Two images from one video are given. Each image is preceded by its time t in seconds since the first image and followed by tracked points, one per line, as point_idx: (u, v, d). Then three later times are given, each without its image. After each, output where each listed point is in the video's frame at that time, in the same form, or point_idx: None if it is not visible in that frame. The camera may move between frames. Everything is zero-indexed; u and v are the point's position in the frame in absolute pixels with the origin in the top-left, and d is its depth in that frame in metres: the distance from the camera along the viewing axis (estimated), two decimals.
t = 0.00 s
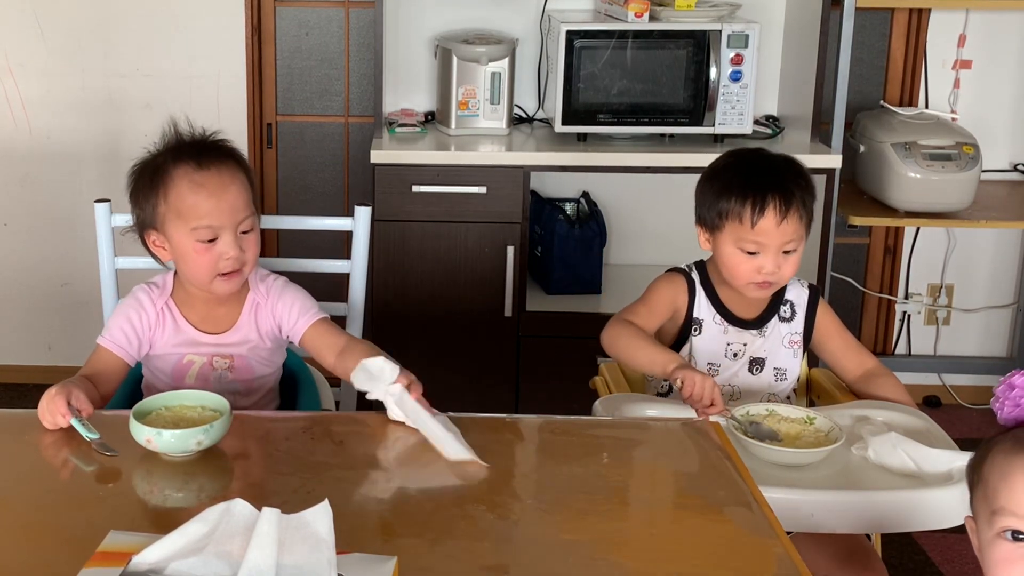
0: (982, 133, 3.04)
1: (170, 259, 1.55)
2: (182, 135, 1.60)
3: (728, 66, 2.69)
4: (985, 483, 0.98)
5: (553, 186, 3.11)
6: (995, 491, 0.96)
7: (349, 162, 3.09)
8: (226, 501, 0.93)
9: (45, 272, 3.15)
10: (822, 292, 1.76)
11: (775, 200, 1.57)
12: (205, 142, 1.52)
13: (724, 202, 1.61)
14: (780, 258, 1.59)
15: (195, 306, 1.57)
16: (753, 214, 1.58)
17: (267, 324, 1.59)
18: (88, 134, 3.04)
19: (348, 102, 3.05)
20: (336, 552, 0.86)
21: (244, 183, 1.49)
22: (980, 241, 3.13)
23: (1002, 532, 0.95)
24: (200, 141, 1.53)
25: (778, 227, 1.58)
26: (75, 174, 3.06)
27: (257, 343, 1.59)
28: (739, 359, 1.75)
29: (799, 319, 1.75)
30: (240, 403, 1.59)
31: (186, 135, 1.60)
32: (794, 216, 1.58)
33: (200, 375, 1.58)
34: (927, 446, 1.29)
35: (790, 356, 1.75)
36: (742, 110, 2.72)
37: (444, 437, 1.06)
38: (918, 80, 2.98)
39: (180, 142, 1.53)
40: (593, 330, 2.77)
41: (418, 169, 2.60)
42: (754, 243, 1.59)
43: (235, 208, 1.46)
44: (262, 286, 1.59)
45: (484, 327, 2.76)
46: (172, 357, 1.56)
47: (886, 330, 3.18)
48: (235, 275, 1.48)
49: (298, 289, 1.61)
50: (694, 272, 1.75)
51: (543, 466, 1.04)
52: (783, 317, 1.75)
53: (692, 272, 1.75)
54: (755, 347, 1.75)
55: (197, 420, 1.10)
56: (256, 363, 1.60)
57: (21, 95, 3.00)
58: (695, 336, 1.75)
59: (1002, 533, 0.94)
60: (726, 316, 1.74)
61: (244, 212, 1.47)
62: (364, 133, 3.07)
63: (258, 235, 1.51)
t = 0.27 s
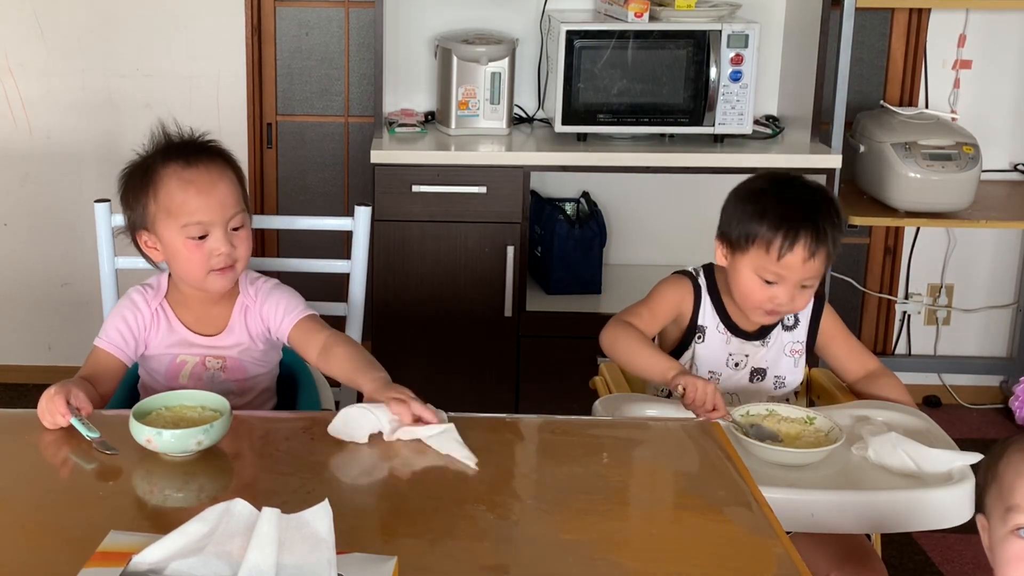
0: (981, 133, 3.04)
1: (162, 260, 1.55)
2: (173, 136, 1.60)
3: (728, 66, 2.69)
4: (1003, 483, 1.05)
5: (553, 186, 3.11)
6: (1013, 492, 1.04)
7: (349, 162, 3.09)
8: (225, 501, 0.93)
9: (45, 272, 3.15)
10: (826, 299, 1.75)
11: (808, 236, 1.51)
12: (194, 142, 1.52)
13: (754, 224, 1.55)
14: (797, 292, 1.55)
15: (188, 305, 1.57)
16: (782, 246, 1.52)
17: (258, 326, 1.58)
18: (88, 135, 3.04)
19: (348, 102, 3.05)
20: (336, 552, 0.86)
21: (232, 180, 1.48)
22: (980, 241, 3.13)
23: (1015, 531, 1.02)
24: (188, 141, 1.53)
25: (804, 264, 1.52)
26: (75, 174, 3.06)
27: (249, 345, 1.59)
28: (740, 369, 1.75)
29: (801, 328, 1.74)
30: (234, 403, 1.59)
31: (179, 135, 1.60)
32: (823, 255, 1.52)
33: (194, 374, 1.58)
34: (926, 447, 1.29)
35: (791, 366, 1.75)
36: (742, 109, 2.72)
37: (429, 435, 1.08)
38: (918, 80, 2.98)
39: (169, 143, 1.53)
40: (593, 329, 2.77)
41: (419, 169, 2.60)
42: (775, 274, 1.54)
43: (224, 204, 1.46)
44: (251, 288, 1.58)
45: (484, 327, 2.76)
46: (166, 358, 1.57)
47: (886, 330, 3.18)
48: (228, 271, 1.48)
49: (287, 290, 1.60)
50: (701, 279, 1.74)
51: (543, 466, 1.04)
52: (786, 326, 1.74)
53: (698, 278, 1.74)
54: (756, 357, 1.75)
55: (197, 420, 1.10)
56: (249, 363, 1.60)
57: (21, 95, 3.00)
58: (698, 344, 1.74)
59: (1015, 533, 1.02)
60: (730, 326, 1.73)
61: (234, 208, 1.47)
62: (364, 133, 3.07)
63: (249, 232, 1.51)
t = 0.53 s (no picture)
0: (982, 134, 3.04)
1: (163, 264, 1.55)
2: (174, 140, 1.60)
3: (728, 66, 2.68)
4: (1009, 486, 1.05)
5: (553, 186, 3.11)
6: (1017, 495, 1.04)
7: (349, 162, 3.09)
8: (225, 501, 0.93)
9: (45, 273, 3.15)
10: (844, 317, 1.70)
11: (836, 290, 1.48)
12: (195, 145, 1.52)
13: (784, 264, 1.51)
14: (812, 337, 1.54)
15: (190, 309, 1.57)
16: (808, 295, 1.49)
17: (259, 331, 1.58)
18: (89, 135, 3.04)
19: (348, 102, 3.05)
20: (336, 552, 0.86)
21: (234, 182, 1.49)
22: (980, 241, 3.13)
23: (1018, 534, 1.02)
24: (188, 143, 1.53)
25: (826, 314, 1.50)
26: (75, 174, 3.07)
27: (250, 350, 1.58)
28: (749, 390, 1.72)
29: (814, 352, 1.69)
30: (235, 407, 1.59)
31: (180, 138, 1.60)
32: (846, 309, 1.50)
33: (195, 379, 1.58)
34: (926, 446, 1.29)
35: (801, 385, 1.72)
36: (742, 110, 2.72)
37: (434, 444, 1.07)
38: (918, 80, 2.98)
39: (170, 145, 1.53)
40: (593, 329, 2.77)
41: (418, 169, 2.60)
42: (794, 318, 1.52)
43: (228, 206, 1.46)
44: (253, 292, 1.58)
45: (484, 327, 2.76)
46: (167, 361, 1.57)
47: (886, 330, 3.18)
48: (232, 274, 1.48)
49: (289, 294, 1.59)
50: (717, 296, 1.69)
51: (543, 466, 1.04)
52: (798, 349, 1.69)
53: (715, 295, 1.69)
54: (765, 378, 1.72)
55: (197, 420, 1.10)
56: (250, 368, 1.59)
57: (21, 95, 3.00)
58: (707, 364, 1.71)
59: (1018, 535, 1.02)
60: (741, 349, 1.69)
61: (237, 210, 1.47)
62: (364, 133, 3.07)
63: (252, 234, 1.51)
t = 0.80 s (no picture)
0: (982, 133, 3.04)
1: (169, 265, 1.55)
2: (183, 140, 1.60)
3: (728, 66, 2.68)
4: (1006, 488, 1.05)
5: (553, 186, 3.11)
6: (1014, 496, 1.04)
7: (349, 162, 3.09)
8: (225, 501, 0.93)
9: (45, 273, 3.15)
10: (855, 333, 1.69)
11: (842, 314, 1.48)
12: (206, 147, 1.53)
13: (795, 282, 1.50)
14: (813, 355, 1.55)
15: (194, 310, 1.57)
16: (813, 316, 1.49)
17: (264, 333, 1.58)
18: (89, 135, 3.04)
19: (348, 102, 3.05)
20: (336, 552, 0.86)
21: (244, 187, 1.49)
22: (980, 241, 3.13)
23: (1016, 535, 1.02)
24: (197, 145, 1.53)
25: (828, 336, 1.50)
26: (75, 174, 3.07)
27: (254, 351, 1.58)
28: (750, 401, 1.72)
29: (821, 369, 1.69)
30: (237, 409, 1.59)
31: (186, 139, 1.60)
32: (850, 333, 1.50)
33: (197, 380, 1.58)
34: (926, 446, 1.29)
35: (804, 400, 1.72)
36: (743, 110, 2.72)
37: (433, 448, 1.07)
38: (918, 80, 2.98)
39: (180, 146, 1.53)
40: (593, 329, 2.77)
41: (418, 169, 2.60)
42: (797, 336, 1.53)
43: (237, 209, 1.47)
44: (258, 294, 1.58)
45: (484, 327, 2.76)
46: (170, 362, 1.56)
47: (886, 330, 3.18)
48: (240, 279, 1.48)
49: (294, 296, 1.60)
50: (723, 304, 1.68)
51: (543, 466, 1.04)
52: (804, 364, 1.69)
53: (722, 302, 1.68)
54: (769, 391, 1.72)
55: (197, 420, 1.10)
56: (254, 369, 1.59)
57: (21, 95, 3.00)
58: (710, 371, 1.71)
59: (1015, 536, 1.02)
60: (746, 359, 1.68)
61: (246, 214, 1.48)
62: (364, 133, 3.07)
63: (260, 238, 1.52)
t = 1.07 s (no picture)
0: (982, 133, 3.04)
1: (174, 265, 1.55)
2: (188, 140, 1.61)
3: (728, 66, 2.68)
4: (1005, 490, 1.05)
5: (553, 186, 3.11)
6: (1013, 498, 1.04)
7: (349, 162, 3.09)
8: (225, 501, 0.93)
9: (45, 273, 3.15)
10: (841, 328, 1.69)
11: (825, 304, 1.48)
12: (213, 147, 1.53)
13: (777, 277, 1.51)
14: (798, 350, 1.55)
15: (197, 310, 1.57)
16: (797, 309, 1.49)
17: (267, 333, 1.58)
18: (88, 135, 3.04)
19: (348, 102, 3.05)
20: (336, 553, 0.86)
21: (251, 187, 1.49)
22: (980, 241, 3.13)
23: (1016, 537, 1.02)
24: (204, 147, 1.53)
25: (813, 329, 1.50)
26: (76, 174, 3.07)
27: (258, 352, 1.58)
28: (740, 399, 1.72)
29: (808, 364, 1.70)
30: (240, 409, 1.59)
31: (190, 139, 1.60)
32: (834, 324, 1.50)
33: (200, 380, 1.57)
34: (926, 446, 1.29)
35: (795, 397, 1.72)
36: (742, 110, 2.72)
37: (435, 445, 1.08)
38: (918, 80, 2.98)
39: (187, 147, 1.53)
40: (593, 329, 2.77)
41: (418, 169, 2.60)
42: (782, 330, 1.53)
43: (244, 210, 1.47)
44: (262, 294, 1.58)
45: (485, 327, 2.76)
46: (173, 362, 1.56)
47: (886, 330, 3.18)
48: (245, 278, 1.48)
49: (298, 297, 1.60)
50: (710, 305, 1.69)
51: (543, 466, 1.04)
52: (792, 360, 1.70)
53: (709, 301, 1.69)
54: (759, 390, 1.72)
55: (197, 420, 1.10)
56: (257, 370, 1.59)
57: (21, 95, 3.00)
58: (700, 371, 1.71)
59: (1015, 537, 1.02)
60: (734, 357, 1.69)
61: (252, 214, 1.48)
62: (364, 132, 3.07)
63: (266, 238, 1.51)
